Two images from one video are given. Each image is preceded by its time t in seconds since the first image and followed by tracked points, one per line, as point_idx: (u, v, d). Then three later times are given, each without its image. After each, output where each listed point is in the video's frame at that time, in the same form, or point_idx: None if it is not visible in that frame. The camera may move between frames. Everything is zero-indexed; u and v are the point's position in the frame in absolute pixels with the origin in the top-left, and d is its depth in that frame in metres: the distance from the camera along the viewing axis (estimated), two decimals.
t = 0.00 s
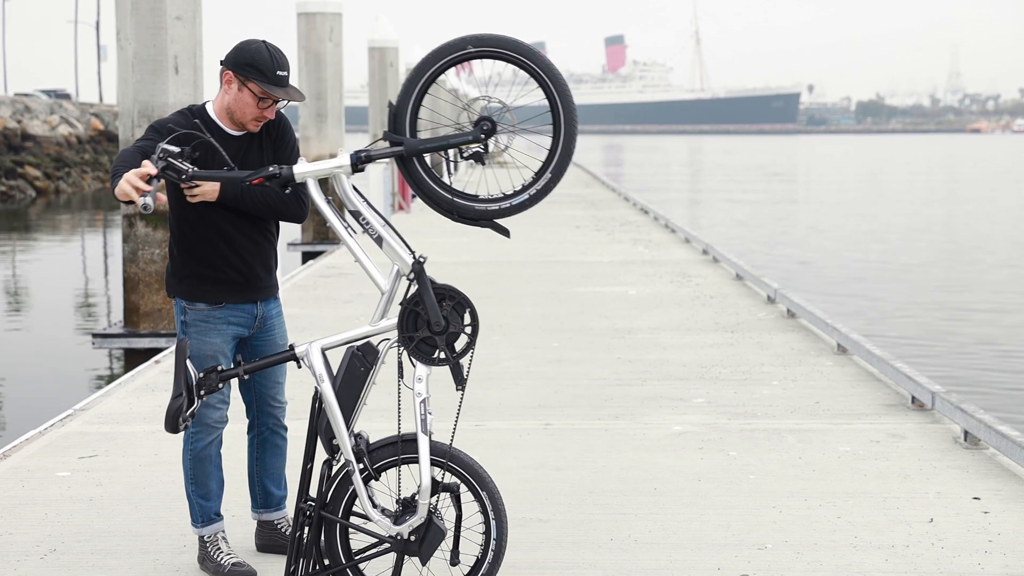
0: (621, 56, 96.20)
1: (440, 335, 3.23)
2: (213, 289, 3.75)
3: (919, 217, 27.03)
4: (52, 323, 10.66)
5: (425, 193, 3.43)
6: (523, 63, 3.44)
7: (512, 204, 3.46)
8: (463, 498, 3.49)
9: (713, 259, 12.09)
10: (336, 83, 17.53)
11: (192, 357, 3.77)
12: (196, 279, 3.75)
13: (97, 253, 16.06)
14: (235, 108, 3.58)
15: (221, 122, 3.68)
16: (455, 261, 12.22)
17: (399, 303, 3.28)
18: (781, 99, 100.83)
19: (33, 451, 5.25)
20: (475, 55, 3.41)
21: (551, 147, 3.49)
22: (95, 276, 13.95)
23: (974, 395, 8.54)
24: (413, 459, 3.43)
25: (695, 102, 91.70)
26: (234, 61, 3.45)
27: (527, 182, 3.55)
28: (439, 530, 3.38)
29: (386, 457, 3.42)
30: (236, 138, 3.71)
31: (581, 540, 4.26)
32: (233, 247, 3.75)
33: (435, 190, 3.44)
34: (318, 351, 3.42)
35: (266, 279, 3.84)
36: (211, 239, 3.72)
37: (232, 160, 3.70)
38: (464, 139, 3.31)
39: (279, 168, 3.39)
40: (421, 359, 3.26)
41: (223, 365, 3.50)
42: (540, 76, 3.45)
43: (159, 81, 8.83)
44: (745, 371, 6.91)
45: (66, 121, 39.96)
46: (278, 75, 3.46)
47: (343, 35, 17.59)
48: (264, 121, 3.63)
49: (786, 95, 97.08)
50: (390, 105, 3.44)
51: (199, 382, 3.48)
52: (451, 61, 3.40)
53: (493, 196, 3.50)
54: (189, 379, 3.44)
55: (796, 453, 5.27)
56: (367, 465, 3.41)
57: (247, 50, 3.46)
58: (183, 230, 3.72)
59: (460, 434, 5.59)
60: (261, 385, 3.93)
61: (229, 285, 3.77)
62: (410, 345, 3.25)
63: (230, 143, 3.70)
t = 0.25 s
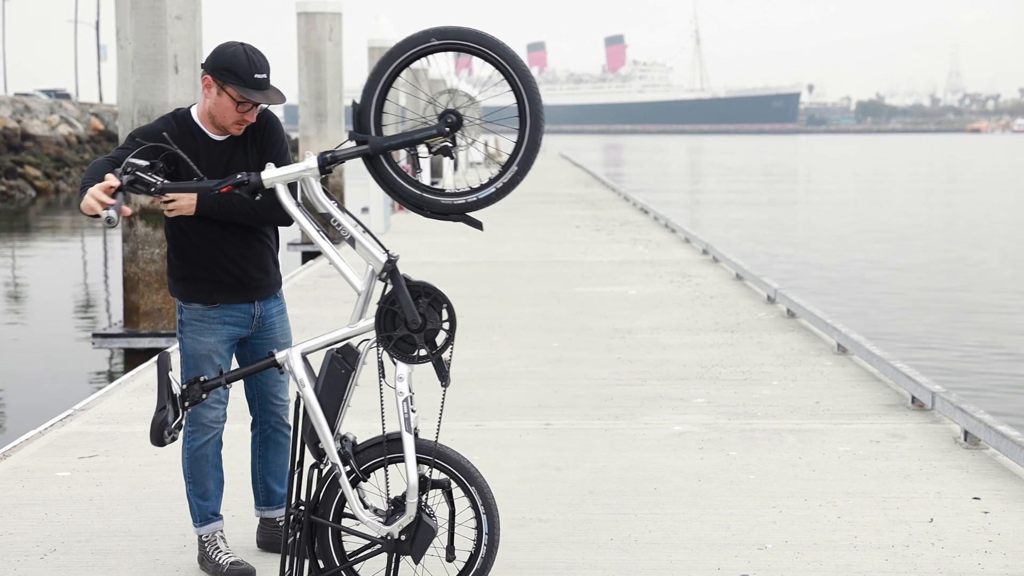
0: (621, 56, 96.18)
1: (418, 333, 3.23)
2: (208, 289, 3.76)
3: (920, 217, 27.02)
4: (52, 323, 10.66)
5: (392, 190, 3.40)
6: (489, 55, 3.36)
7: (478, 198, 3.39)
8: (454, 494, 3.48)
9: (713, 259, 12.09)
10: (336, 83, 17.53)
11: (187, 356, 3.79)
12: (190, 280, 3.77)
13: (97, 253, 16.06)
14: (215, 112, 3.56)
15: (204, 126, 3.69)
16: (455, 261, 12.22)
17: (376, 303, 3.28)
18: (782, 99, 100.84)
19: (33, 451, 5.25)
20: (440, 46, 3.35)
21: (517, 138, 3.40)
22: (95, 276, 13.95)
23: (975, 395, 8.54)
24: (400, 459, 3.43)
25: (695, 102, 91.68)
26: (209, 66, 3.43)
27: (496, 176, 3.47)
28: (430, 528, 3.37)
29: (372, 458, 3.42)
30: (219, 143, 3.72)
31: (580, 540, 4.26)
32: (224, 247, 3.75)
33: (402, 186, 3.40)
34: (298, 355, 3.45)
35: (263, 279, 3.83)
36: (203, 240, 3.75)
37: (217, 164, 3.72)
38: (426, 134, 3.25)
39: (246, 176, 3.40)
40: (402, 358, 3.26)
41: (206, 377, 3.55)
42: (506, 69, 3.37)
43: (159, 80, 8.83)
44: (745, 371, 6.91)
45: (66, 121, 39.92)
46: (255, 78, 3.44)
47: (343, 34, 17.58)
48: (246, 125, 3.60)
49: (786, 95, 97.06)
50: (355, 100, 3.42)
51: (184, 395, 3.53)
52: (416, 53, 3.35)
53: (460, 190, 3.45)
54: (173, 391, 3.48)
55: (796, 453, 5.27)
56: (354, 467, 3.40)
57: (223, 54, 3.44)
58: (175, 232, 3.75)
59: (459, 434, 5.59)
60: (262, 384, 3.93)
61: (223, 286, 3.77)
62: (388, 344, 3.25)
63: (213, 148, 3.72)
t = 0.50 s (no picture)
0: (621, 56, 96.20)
1: (396, 334, 3.22)
2: (204, 291, 3.77)
3: (920, 217, 27.04)
4: (52, 323, 10.67)
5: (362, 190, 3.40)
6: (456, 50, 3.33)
7: (446, 196, 3.36)
8: (444, 493, 3.46)
9: (713, 259, 12.09)
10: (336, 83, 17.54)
11: (183, 355, 3.80)
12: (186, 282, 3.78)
13: (97, 253, 16.07)
14: (199, 116, 3.56)
15: (191, 129, 3.70)
16: (455, 261, 12.22)
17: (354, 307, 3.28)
18: (782, 99, 100.87)
19: (33, 451, 5.25)
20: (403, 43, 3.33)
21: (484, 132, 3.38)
22: (95, 275, 13.95)
23: (974, 395, 8.54)
24: (386, 460, 3.42)
25: (695, 102, 91.68)
26: (191, 72, 3.42)
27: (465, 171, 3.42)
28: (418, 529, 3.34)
29: (358, 461, 3.42)
30: (208, 148, 3.73)
31: (580, 540, 4.26)
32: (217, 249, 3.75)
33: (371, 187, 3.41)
34: (280, 361, 3.45)
35: (260, 279, 3.82)
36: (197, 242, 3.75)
37: (207, 169, 3.73)
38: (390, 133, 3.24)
39: (218, 185, 3.39)
40: (382, 360, 3.26)
41: (192, 386, 3.52)
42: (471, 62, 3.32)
43: (158, 79, 8.83)
44: (745, 371, 6.91)
45: (66, 121, 39.89)
46: (236, 83, 3.42)
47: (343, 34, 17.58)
48: (231, 128, 3.60)
49: (786, 95, 97.10)
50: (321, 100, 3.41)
51: (171, 404, 3.51)
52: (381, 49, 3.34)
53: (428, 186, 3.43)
54: (161, 401, 3.47)
55: (796, 453, 5.27)
56: (340, 472, 3.42)
57: (203, 60, 3.42)
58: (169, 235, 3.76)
59: (458, 435, 5.59)
60: (262, 383, 3.93)
61: (218, 287, 3.77)
62: (367, 347, 3.25)
63: (202, 153, 3.73)
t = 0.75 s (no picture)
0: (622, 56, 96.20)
1: (380, 334, 3.20)
2: (200, 294, 3.78)
3: (920, 217, 27.04)
4: (52, 322, 10.67)
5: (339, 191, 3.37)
6: (428, 47, 3.27)
7: (419, 194, 3.32)
8: (438, 491, 3.43)
9: (713, 259, 12.09)
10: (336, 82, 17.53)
11: (180, 355, 3.82)
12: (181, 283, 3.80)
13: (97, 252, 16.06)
14: (186, 120, 3.56)
15: (182, 133, 3.70)
16: (455, 260, 12.22)
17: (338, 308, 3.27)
18: (782, 99, 100.87)
19: (33, 451, 5.25)
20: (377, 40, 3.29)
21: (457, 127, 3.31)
22: (95, 275, 13.94)
23: (975, 395, 8.54)
24: (377, 460, 3.41)
25: (695, 101, 91.64)
26: (174, 76, 3.42)
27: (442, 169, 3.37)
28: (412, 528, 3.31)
29: (350, 463, 3.42)
30: (198, 152, 3.73)
31: (580, 540, 4.26)
32: (209, 251, 3.75)
33: (349, 187, 3.38)
34: (267, 366, 3.45)
35: (255, 281, 3.81)
36: (188, 243, 3.75)
37: (198, 172, 3.74)
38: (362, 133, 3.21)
39: (198, 193, 3.39)
40: (368, 360, 3.24)
41: (183, 394, 3.54)
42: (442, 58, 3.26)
43: (158, 79, 8.84)
44: (746, 371, 6.91)
45: (65, 121, 39.85)
46: (217, 88, 3.40)
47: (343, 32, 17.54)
48: (218, 132, 3.59)
49: (786, 94, 97.09)
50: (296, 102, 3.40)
51: (163, 412, 3.53)
52: (355, 47, 3.32)
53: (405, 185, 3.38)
54: (152, 410, 3.48)
55: (796, 453, 5.27)
56: (332, 473, 3.42)
57: (187, 65, 3.41)
58: (161, 236, 3.78)
59: (457, 434, 5.59)
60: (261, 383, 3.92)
61: (213, 290, 3.78)
62: (352, 348, 3.24)
63: (193, 157, 3.73)
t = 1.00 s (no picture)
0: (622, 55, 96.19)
1: (360, 331, 3.19)
2: (197, 295, 3.78)
3: (921, 216, 27.03)
4: (52, 322, 10.66)
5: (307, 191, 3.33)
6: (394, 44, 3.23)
7: (386, 192, 3.26)
8: (429, 486, 3.43)
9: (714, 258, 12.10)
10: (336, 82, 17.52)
11: (180, 355, 3.82)
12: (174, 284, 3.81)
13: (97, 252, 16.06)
14: (178, 122, 3.55)
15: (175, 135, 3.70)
16: (455, 260, 12.21)
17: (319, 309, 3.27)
18: (782, 99, 100.86)
19: (33, 451, 5.25)
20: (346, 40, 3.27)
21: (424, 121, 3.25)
22: (95, 275, 13.93)
23: (975, 395, 8.53)
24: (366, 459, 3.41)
25: (695, 101, 91.63)
26: (165, 79, 3.42)
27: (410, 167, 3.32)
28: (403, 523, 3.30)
29: (339, 463, 3.42)
30: (189, 155, 3.73)
31: (580, 540, 4.26)
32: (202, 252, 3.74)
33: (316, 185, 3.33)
34: (251, 370, 3.45)
35: (252, 282, 3.80)
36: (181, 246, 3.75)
37: (189, 175, 3.74)
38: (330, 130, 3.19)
39: (173, 203, 3.41)
40: (351, 359, 3.23)
41: (171, 404, 3.53)
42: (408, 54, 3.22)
43: (158, 79, 8.84)
44: (746, 371, 6.91)
45: (65, 121, 39.81)
46: (207, 91, 3.39)
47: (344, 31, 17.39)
48: (210, 133, 3.60)
49: (787, 94, 97.08)
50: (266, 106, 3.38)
51: (152, 424, 3.53)
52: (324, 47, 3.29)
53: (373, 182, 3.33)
54: (140, 422, 3.49)
55: (796, 453, 5.27)
56: (321, 474, 3.42)
57: (178, 67, 3.41)
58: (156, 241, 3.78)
59: (457, 434, 5.59)
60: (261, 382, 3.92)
61: (209, 292, 3.78)
62: (334, 348, 3.23)
63: (184, 160, 3.73)
